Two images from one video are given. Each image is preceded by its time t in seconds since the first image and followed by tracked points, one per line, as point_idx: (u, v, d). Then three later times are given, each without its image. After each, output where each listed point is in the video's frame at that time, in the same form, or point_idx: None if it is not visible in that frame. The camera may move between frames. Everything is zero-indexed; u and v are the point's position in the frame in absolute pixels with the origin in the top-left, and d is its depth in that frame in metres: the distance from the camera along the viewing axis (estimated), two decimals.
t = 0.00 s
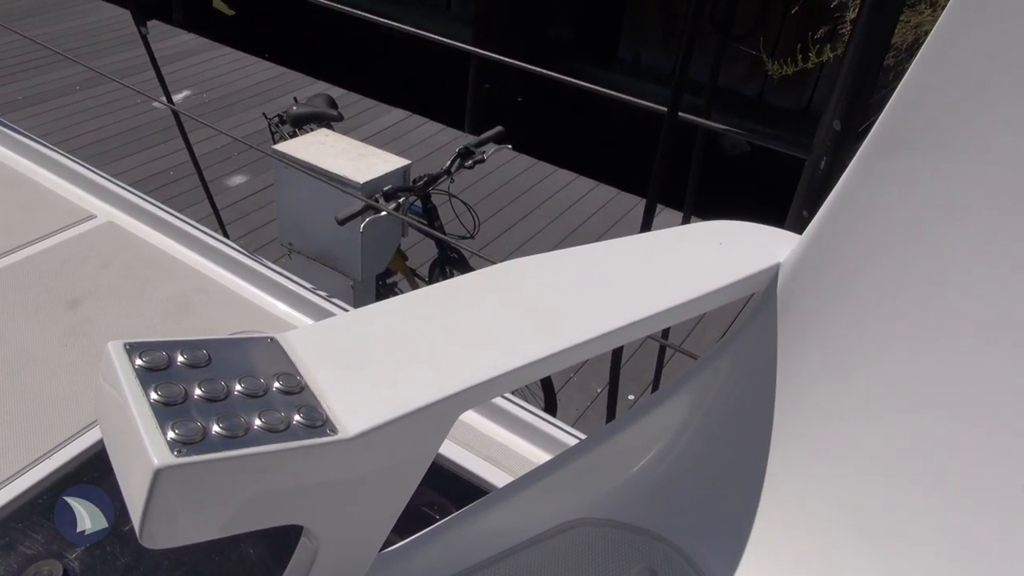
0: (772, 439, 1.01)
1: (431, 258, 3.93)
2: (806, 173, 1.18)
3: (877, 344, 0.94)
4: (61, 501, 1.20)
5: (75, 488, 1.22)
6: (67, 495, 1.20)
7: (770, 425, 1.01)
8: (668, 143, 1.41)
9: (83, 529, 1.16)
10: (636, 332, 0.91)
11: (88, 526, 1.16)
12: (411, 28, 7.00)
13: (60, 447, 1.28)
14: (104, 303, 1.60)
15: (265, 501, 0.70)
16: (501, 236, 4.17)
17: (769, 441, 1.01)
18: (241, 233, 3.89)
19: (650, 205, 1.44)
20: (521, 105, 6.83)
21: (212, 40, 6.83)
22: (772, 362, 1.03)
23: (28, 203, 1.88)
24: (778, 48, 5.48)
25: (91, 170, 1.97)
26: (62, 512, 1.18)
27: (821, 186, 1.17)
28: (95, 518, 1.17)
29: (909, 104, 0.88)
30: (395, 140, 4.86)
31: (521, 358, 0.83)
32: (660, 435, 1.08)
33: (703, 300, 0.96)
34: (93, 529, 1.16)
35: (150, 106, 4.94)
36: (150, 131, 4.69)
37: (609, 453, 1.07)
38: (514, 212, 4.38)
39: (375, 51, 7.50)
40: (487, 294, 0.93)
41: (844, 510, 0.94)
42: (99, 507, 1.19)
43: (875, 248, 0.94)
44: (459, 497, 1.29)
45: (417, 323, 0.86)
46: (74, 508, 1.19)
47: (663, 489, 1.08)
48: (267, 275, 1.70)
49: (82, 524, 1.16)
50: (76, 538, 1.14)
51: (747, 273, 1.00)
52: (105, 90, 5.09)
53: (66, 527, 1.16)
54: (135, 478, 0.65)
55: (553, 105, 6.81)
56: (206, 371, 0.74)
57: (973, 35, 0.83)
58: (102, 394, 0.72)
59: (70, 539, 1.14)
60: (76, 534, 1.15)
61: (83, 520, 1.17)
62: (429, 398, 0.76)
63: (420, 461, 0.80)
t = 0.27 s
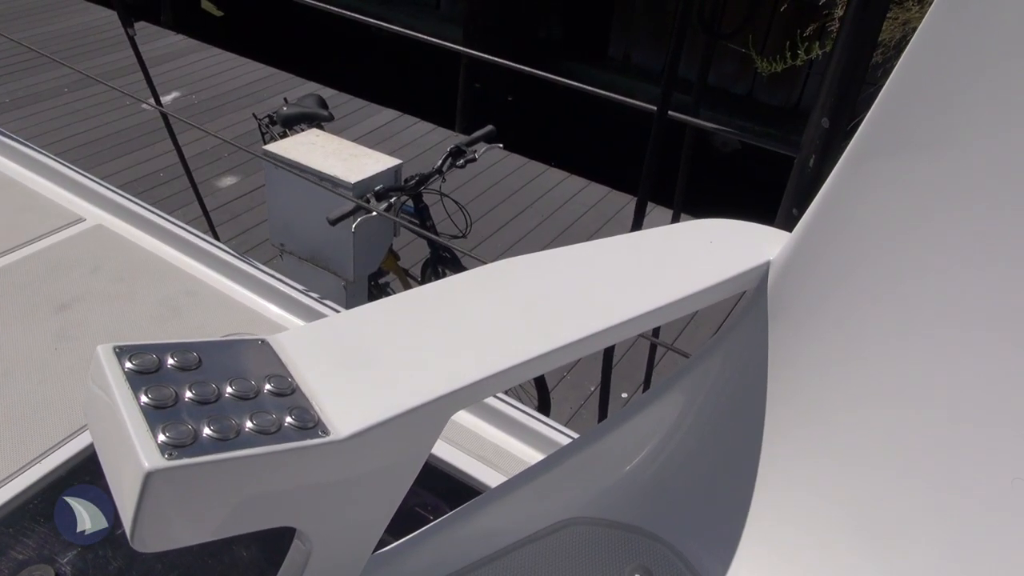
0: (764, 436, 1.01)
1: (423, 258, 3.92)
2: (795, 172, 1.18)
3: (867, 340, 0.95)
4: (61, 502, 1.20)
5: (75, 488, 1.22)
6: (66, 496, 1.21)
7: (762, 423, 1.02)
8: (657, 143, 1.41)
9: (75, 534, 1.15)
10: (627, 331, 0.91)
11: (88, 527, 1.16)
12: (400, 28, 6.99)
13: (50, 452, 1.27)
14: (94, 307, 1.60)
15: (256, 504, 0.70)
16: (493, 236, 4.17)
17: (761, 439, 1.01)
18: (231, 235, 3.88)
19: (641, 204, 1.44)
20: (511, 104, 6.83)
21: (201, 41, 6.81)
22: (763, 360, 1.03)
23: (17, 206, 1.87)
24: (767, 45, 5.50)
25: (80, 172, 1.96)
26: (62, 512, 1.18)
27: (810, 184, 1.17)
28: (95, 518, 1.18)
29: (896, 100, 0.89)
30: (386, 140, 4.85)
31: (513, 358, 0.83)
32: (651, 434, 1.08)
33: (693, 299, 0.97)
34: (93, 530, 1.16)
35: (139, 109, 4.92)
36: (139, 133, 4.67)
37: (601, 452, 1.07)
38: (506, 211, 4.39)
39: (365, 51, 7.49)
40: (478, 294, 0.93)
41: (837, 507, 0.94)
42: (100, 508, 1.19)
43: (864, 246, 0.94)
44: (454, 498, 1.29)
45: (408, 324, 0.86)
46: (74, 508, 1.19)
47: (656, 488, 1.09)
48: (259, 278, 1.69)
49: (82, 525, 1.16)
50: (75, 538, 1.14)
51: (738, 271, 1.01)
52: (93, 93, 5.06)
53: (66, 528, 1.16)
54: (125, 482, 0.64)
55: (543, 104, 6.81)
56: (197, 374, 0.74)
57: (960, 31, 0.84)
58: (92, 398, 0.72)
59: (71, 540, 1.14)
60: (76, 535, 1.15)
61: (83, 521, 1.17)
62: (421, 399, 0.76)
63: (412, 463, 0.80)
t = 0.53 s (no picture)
0: (759, 435, 1.02)
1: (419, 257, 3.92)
2: (791, 171, 1.19)
3: (862, 338, 0.95)
4: (61, 502, 1.20)
5: (76, 488, 1.22)
6: (67, 496, 1.20)
7: (757, 422, 1.02)
8: (652, 142, 1.41)
9: (71, 534, 1.15)
10: (623, 330, 0.92)
11: (88, 527, 1.15)
12: (395, 28, 6.99)
13: (46, 454, 1.27)
14: (89, 307, 1.59)
15: (252, 504, 0.70)
16: (489, 235, 4.17)
17: (756, 438, 1.02)
18: (226, 234, 3.87)
19: (636, 203, 1.44)
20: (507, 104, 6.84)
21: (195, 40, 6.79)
22: (758, 359, 1.03)
23: (11, 206, 1.87)
24: (762, 44, 5.51)
25: (74, 173, 1.96)
26: (63, 512, 1.18)
27: (805, 183, 1.18)
28: (95, 518, 1.17)
29: (890, 100, 0.89)
30: (381, 139, 4.85)
31: (509, 358, 0.83)
32: (647, 433, 1.09)
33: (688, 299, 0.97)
34: (93, 530, 1.15)
35: (134, 109, 4.91)
36: (134, 133, 4.65)
37: (597, 452, 1.07)
38: (502, 210, 4.39)
39: (360, 51, 7.49)
40: (474, 294, 0.93)
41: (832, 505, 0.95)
42: (99, 508, 1.19)
43: (858, 244, 0.95)
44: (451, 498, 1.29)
45: (404, 324, 0.86)
46: (74, 508, 1.19)
47: (652, 487, 1.09)
48: (254, 278, 1.69)
49: (82, 525, 1.15)
50: (76, 538, 1.14)
51: (734, 270, 1.01)
52: (87, 93, 5.05)
53: (66, 529, 1.15)
54: (121, 483, 0.64)
55: (538, 104, 6.82)
56: (192, 375, 0.73)
57: (953, 30, 0.84)
58: (87, 399, 0.72)
59: (71, 540, 1.14)
60: (76, 535, 1.14)
61: (83, 521, 1.16)
62: (417, 399, 0.76)
63: (409, 463, 0.80)
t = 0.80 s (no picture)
0: (755, 435, 1.02)
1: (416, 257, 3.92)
2: (787, 172, 1.19)
3: (858, 338, 0.95)
4: (61, 502, 1.20)
5: (75, 489, 1.22)
6: (66, 496, 1.20)
7: (754, 421, 1.02)
8: (649, 142, 1.41)
9: (67, 534, 1.15)
10: (620, 330, 0.92)
11: (88, 526, 1.15)
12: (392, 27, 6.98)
13: (41, 454, 1.27)
14: (85, 307, 1.59)
15: (248, 505, 0.70)
16: (486, 234, 4.17)
17: (753, 438, 1.02)
18: (223, 234, 3.87)
19: (634, 203, 1.44)
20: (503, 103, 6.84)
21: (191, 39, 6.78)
22: (755, 359, 1.04)
23: (7, 206, 1.86)
24: (759, 44, 5.51)
25: (70, 173, 1.95)
26: (63, 512, 1.18)
27: (802, 184, 1.18)
28: (95, 518, 1.17)
29: (886, 100, 0.89)
30: (377, 138, 4.84)
31: (506, 358, 0.83)
32: (644, 433, 1.09)
33: (685, 298, 0.97)
34: (93, 530, 1.15)
35: (129, 108, 4.90)
36: (130, 132, 4.65)
37: (594, 452, 1.07)
38: (499, 210, 4.39)
39: (357, 51, 7.48)
40: (471, 295, 0.93)
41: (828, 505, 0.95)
42: (99, 508, 1.19)
43: (855, 244, 0.95)
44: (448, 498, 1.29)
45: (401, 324, 0.86)
46: (74, 507, 1.19)
47: (649, 487, 1.09)
48: (251, 278, 1.69)
49: (82, 525, 1.15)
50: (75, 538, 1.14)
51: (730, 270, 1.01)
52: (83, 92, 5.04)
53: (66, 529, 1.15)
54: (117, 484, 0.64)
55: (535, 103, 6.82)
56: (188, 375, 0.73)
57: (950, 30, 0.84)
58: (83, 400, 0.71)
59: (70, 539, 1.14)
60: (76, 535, 1.14)
61: (83, 521, 1.17)
62: (414, 399, 0.76)
63: (406, 463, 0.80)
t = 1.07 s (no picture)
0: (751, 434, 1.02)
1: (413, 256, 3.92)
2: (783, 172, 1.19)
3: (855, 337, 0.96)
4: (61, 502, 1.20)
5: (75, 488, 1.22)
6: (66, 496, 1.21)
7: (751, 421, 1.02)
8: (646, 142, 1.41)
9: (63, 535, 1.15)
10: (617, 330, 0.92)
11: (88, 526, 1.16)
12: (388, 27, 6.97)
13: (37, 454, 1.26)
14: (81, 307, 1.59)
15: (244, 505, 0.70)
16: (483, 234, 4.17)
17: (750, 438, 1.02)
18: (219, 233, 3.86)
19: (631, 203, 1.44)
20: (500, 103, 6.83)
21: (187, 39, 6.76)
22: (752, 359, 1.04)
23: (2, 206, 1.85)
24: (755, 44, 5.51)
25: (66, 173, 1.95)
26: (62, 511, 1.18)
27: (798, 184, 1.18)
28: (94, 518, 1.17)
29: (883, 100, 0.89)
30: (374, 138, 4.84)
31: (502, 358, 0.83)
32: (641, 433, 1.09)
33: (681, 298, 0.97)
34: (92, 530, 1.15)
35: (125, 108, 4.89)
36: (125, 131, 4.63)
37: (591, 452, 1.07)
38: (496, 209, 4.38)
39: (353, 50, 7.47)
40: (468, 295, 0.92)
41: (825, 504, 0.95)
42: (99, 508, 1.19)
43: (851, 244, 0.95)
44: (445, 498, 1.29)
45: (398, 324, 0.86)
46: (74, 507, 1.19)
47: (645, 488, 1.09)
48: (247, 278, 1.69)
49: (82, 525, 1.16)
50: (75, 538, 1.14)
51: (727, 270, 1.01)
52: (78, 91, 5.02)
53: (66, 529, 1.15)
54: (113, 485, 0.64)
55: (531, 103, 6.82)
56: (184, 375, 0.73)
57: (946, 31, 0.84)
58: (79, 400, 0.71)
59: (70, 539, 1.14)
60: (75, 535, 1.14)
61: (83, 521, 1.17)
62: (410, 399, 0.76)
63: (402, 463, 0.79)
